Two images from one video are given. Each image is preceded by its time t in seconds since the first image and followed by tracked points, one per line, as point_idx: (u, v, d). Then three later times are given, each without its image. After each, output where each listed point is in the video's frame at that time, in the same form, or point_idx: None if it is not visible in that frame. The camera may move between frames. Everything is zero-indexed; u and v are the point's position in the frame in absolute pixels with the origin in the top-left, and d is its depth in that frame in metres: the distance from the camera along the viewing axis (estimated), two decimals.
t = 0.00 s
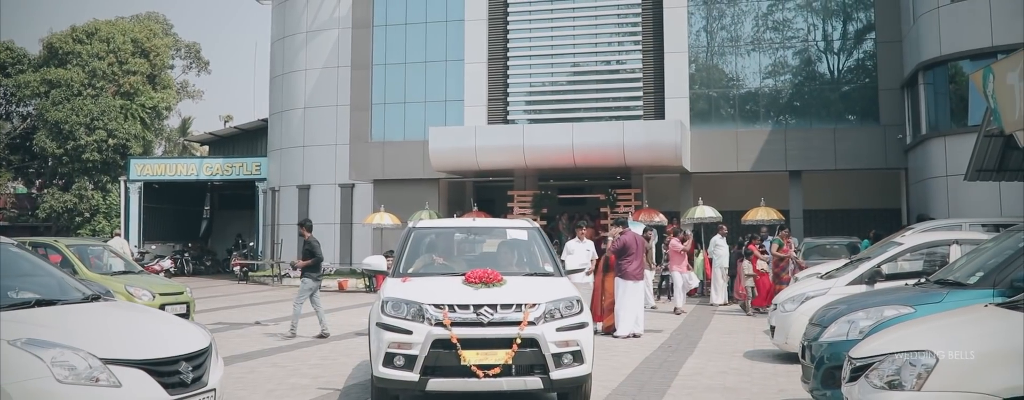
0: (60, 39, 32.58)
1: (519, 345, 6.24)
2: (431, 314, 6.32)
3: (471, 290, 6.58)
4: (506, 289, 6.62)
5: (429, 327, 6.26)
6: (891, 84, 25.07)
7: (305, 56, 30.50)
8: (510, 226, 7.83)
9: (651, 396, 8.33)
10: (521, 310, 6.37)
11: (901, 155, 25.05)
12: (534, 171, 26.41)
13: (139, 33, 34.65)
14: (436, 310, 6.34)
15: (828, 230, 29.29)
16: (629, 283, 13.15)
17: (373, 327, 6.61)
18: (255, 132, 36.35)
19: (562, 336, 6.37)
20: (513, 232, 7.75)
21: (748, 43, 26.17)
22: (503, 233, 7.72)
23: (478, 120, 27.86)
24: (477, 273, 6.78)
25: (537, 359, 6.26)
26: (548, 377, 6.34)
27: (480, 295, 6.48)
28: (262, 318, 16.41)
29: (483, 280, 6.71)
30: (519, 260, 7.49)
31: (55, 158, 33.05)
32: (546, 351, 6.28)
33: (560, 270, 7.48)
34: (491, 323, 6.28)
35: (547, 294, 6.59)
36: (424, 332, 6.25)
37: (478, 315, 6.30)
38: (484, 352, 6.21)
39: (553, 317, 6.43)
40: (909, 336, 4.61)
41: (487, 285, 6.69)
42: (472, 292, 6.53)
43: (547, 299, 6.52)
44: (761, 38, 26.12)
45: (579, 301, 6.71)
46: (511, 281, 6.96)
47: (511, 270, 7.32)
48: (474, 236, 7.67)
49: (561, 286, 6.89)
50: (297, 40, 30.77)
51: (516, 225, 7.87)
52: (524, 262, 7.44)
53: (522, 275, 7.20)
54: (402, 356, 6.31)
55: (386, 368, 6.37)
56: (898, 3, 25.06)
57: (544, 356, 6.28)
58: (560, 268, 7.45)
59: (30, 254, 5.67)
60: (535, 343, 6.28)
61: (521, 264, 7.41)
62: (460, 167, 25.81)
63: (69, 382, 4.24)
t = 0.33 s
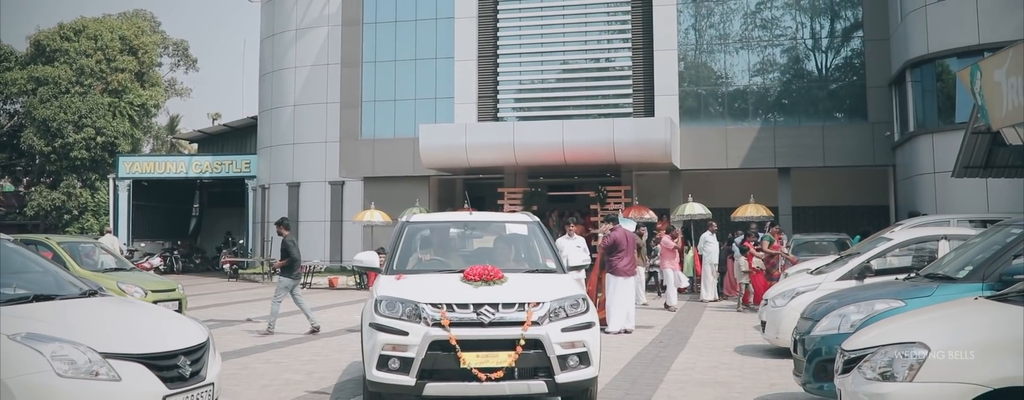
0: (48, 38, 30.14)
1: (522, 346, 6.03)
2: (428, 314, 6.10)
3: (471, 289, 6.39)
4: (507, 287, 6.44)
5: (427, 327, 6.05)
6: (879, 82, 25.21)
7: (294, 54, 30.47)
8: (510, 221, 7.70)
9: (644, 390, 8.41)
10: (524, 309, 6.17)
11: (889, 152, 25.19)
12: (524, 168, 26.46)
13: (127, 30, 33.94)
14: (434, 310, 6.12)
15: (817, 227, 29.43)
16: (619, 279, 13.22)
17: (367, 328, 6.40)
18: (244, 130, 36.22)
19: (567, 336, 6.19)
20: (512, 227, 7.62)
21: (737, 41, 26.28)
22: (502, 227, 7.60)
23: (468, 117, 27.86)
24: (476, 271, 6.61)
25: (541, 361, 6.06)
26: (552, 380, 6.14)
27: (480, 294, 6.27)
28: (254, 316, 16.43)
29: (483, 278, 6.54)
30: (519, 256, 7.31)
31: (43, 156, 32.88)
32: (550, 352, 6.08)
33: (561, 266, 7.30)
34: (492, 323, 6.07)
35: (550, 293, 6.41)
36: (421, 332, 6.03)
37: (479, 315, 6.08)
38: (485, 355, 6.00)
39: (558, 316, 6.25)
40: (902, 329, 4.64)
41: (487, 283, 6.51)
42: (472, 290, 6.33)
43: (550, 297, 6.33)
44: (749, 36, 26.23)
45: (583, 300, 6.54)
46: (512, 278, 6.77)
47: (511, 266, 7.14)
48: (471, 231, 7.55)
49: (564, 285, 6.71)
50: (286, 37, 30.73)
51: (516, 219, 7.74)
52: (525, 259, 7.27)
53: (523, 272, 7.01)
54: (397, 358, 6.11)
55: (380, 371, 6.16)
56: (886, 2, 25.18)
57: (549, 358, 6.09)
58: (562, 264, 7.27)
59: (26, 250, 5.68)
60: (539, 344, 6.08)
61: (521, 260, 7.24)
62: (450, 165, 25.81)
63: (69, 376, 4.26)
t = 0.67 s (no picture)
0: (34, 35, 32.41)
1: (525, 352, 5.50)
2: (423, 317, 5.55)
3: (469, 290, 5.85)
4: (508, 288, 5.89)
5: (421, 332, 5.50)
6: (866, 82, 25.36)
7: (283, 54, 30.45)
8: (508, 216, 7.14)
9: (636, 388, 8.43)
10: (526, 311, 5.64)
11: (876, 151, 25.37)
12: (513, 167, 26.48)
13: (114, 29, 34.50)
14: (429, 312, 5.57)
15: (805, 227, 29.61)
16: (610, 277, 13.21)
17: (357, 333, 5.87)
18: (233, 128, 36.04)
19: (573, 340, 5.65)
20: (511, 223, 7.05)
21: (725, 41, 26.41)
22: (501, 223, 7.04)
23: (458, 116, 27.88)
24: (475, 270, 6.06)
25: (544, 367, 5.52)
26: (558, 388, 5.60)
27: (479, 295, 5.73)
28: (244, 314, 16.41)
29: (481, 278, 5.99)
30: (519, 255, 6.77)
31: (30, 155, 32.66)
32: (555, 358, 5.54)
33: (565, 265, 6.74)
34: (492, 327, 5.54)
35: (554, 293, 5.86)
36: (415, 338, 5.49)
37: (477, 318, 5.55)
38: (484, 361, 5.48)
39: (563, 319, 5.71)
40: (893, 324, 4.71)
41: (487, 283, 5.96)
42: (470, 291, 5.79)
43: (555, 298, 5.78)
44: (737, 36, 26.36)
45: (590, 300, 5.99)
46: (513, 278, 6.22)
47: (510, 265, 6.61)
48: (468, 228, 6.98)
49: (570, 285, 6.17)
50: (275, 36, 30.70)
51: (515, 215, 7.18)
52: (526, 258, 6.73)
53: (523, 271, 6.48)
54: (389, 365, 5.56)
55: (372, 380, 5.62)
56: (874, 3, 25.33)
57: (554, 365, 5.54)
58: (566, 263, 6.72)
59: (17, 245, 5.63)
60: (542, 349, 5.54)
61: (520, 259, 6.71)
62: (439, 164, 25.81)
63: (69, 372, 4.27)
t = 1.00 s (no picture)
0: (20, 33, 32.36)
1: (527, 361, 5.12)
2: (416, 323, 5.18)
3: (466, 293, 5.48)
4: (508, 292, 5.50)
5: (414, 340, 5.13)
6: (852, 84, 25.56)
7: (270, 53, 30.39)
8: (506, 213, 6.83)
9: (626, 386, 8.47)
10: (528, 316, 5.26)
11: (862, 153, 25.58)
12: (501, 167, 26.50)
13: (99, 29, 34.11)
14: (423, 318, 5.19)
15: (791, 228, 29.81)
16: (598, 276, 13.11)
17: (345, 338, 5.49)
18: (219, 127, 35.86)
19: (578, 348, 5.27)
20: (509, 220, 6.75)
21: (711, 43, 26.55)
22: (499, 219, 6.73)
23: (445, 116, 27.89)
24: (472, 272, 5.67)
25: (546, 378, 5.16)
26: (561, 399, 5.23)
27: (477, 298, 5.36)
28: (231, 314, 16.35)
29: (479, 280, 5.60)
30: (519, 256, 6.46)
31: (14, 154, 32.45)
32: (558, 368, 5.17)
33: (566, 264, 6.44)
34: (491, 335, 5.16)
35: (557, 296, 5.48)
36: (407, 346, 5.11)
37: (475, 324, 5.18)
38: (482, 371, 5.11)
39: (568, 326, 5.32)
40: (883, 322, 4.75)
41: (485, 287, 5.58)
42: (468, 295, 5.42)
43: (558, 302, 5.39)
44: (724, 38, 26.50)
45: (595, 304, 5.60)
46: (513, 280, 5.86)
47: (509, 266, 6.30)
48: (463, 225, 6.67)
49: (573, 287, 5.78)
50: (263, 36, 30.65)
51: (514, 212, 6.87)
52: (525, 258, 6.43)
53: (523, 272, 6.17)
54: (380, 375, 5.18)
55: (362, 391, 5.24)
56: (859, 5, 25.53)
57: (556, 374, 5.17)
58: (568, 263, 6.41)
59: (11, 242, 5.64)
60: (544, 358, 5.17)
61: (519, 258, 6.42)
62: (427, 164, 25.80)
63: (67, 368, 4.27)
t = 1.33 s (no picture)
0: None
1: (525, 370, 4.74)
2: (408, 330, 4.81)
3: (462, 296, 5.09)
4: (506, 295, 5.13)
5: (405, 347, 4.76)
6: (831, 86, 25.82)
7: (251, 54, 30.30)
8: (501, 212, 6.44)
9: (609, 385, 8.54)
10: (527, 322, 4.89)
11: (840, 154, 25.85)
12: (482, 169, 26.52)
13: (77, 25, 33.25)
14: (415, 324, 4.83)
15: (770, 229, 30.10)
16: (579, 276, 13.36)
17: (330, 345, 5.10)
18: (199, 129, 35.64)
19: (580, 356, 4.89)
20: (503, 219, 6.36)
21: (691, 45, 26.74)
22: (493, 218, 6.34)
23: (427, 117, 27.89)
24: (467, 274, 5.29)
25: (546, 387, 4.77)
26: None
27: (473, 303, 4.97)
28: (213, 314, 16.30)
29: (475, 283, 5.22)
30: (514, 257, 6.06)
31: None
32: (560, 376, 4.79)
33: (565, 266, 6.05)
34: (486, 343, 4.79)
35: (558, 300, 5.11)
36: (398, 354, 4.75)
37: (471, 330, 4.81)
38: (476, 380, 4.74)
39: (569, 333, 4.95)
40: (865, 318, 4.85)
41: (480, 290, 5.19)
42: (463, 299, 5.03)
43: (559, 307, 5.01)
44: (703, 41, 26.71)
45: (598, 308, 5.24)
46: (510, 283, 5.48)
47: (503, 268, 5.91)
48: (454, 224, 6.28)
49: (573, 290, 5.41)
50: (243, 36, 30.53)
51: (508, 210, 6.49)
52: (521, 260, 6.03)
53: (520, 274, 5.77)
54: (368, 386, 4.78)
55: None
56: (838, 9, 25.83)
57: (558, 383, 4.79)
58: (566, 265, 6.02)
59: None
60: (544, 367, 4.79)
61: (512, 259, 6.03)
62: (408, 165, 25.77)
63: (57, 366, 4.29)
